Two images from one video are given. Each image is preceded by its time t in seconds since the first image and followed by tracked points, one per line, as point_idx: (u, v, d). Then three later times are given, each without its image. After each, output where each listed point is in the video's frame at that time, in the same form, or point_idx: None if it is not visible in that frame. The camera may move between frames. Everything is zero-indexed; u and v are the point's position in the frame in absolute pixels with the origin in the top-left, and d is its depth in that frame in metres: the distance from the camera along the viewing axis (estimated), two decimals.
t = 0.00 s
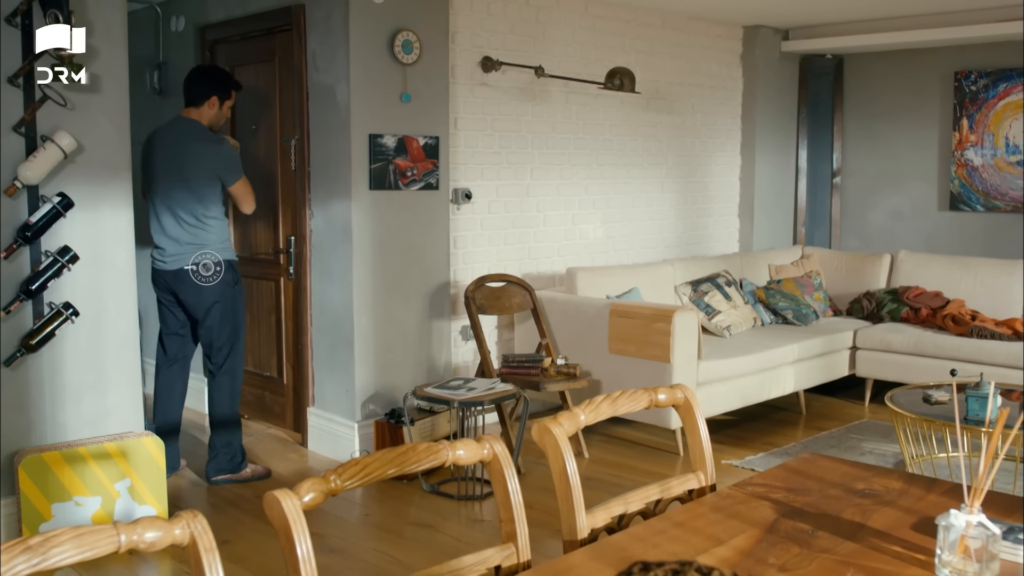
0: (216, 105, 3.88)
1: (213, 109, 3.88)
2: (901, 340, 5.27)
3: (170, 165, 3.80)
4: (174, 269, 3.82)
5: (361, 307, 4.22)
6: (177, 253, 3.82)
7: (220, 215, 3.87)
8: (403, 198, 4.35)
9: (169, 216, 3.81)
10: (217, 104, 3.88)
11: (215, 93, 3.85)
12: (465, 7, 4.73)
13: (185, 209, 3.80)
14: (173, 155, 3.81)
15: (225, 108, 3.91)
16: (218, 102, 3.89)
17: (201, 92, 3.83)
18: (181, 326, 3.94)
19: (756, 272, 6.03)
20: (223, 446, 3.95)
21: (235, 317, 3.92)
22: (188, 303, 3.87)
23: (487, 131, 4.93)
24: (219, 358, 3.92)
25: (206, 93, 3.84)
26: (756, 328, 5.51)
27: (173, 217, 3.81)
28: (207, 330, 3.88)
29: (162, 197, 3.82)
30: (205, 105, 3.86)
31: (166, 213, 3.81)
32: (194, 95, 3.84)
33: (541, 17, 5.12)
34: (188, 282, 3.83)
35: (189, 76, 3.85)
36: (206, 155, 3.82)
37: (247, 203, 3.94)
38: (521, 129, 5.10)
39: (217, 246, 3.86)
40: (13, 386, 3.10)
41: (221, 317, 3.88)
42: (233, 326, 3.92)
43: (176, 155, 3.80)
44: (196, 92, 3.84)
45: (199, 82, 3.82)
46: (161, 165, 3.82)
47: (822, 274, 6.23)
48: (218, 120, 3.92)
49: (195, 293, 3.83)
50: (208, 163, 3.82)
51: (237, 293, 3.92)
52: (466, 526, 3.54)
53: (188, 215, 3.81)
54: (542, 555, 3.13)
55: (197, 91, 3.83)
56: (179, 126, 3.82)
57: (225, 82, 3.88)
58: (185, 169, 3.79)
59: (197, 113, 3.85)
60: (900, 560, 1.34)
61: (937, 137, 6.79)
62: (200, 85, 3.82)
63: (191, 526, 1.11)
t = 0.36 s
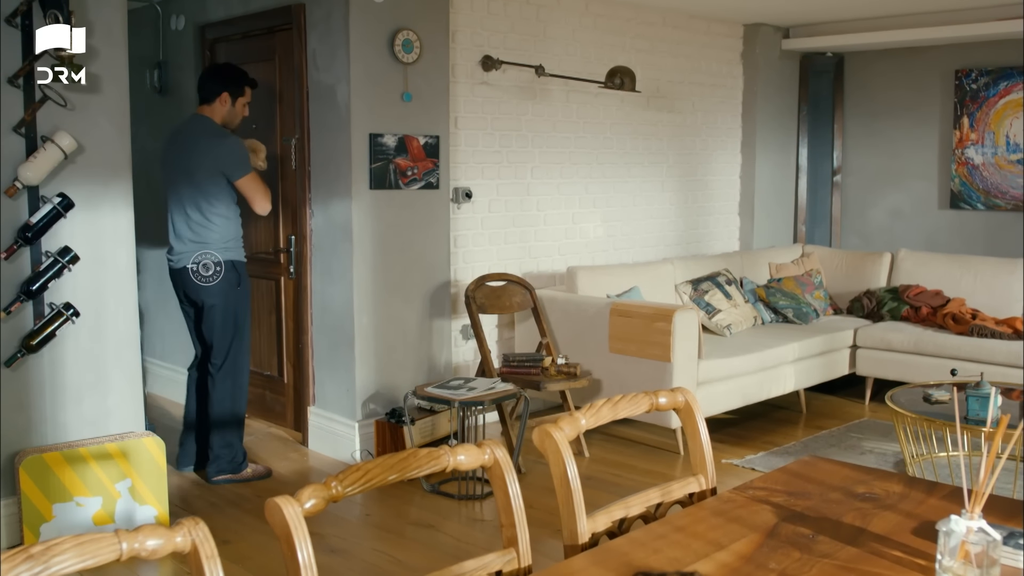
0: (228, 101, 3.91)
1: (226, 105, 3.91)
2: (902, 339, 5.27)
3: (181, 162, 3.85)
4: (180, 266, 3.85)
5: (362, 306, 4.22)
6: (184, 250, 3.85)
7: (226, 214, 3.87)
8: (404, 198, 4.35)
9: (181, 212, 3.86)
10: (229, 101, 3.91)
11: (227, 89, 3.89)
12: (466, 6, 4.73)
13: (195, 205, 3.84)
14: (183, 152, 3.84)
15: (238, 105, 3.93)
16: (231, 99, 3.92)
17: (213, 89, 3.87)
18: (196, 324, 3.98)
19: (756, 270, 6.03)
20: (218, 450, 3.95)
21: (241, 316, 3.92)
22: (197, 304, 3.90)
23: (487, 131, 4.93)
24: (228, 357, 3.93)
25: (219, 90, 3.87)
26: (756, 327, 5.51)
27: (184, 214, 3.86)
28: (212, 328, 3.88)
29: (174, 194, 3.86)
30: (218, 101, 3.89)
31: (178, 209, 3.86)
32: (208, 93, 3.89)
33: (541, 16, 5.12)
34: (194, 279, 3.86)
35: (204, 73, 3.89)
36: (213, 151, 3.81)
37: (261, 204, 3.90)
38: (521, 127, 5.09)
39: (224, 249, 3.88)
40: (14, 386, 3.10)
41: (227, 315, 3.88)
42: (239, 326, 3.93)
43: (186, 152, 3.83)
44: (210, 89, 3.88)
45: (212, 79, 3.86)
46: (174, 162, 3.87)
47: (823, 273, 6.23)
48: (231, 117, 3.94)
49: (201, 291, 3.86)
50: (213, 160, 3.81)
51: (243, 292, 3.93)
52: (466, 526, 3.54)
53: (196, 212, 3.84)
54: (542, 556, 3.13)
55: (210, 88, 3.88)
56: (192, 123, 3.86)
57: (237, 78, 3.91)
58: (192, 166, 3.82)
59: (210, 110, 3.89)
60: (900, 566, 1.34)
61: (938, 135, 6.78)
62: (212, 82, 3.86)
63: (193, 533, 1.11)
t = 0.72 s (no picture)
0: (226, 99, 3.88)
1: (223, 103, 3.87)
2: (902, 338, 5.27)
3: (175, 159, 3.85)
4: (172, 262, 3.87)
5: (363, 306, 4.22)
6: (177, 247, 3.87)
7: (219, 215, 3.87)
8: (404, 197, 4.35)
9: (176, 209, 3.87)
10: (226, 99, 3.87)
11: (225, 86, 3.86)
12: (466, 5, 4.72)
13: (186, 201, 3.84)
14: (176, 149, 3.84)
15: (235, 103, 3.88)
16: (229, 96, 3.88)
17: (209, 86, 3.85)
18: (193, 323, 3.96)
19: (757, 268, 6.03)
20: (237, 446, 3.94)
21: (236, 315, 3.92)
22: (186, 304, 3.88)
23: (488, 129, 4.93)
24: (222, 357, 3.90)
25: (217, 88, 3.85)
26: (756, 326, 5.50)
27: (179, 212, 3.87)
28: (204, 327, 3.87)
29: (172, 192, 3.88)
30: (216, 99, 3.87)
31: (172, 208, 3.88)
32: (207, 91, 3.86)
33: (541, 14, 5.11)
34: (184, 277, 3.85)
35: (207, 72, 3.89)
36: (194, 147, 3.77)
37: (235, 201, 3.76)
38: (521, 126, 5.09)
39: (223, 252, 3.89)
40: (14, 387, 3.10)
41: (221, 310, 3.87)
42: (231, 325, 3.90)
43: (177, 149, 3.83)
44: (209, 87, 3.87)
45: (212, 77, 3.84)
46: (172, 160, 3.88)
47: (824, 271, 6.23)
48: (229, 115, 3.90)
49: (191, 288, 3.85)
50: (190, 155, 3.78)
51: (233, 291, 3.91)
52: (465, 525, 3.55)
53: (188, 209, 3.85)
54: (542, 556, 3.13)
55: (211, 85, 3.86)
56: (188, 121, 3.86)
57: (238, 76, 3.87)
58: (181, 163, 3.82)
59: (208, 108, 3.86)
60: (901, 571, 1.34)
61: (939, 133, 6.77)
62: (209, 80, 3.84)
63: (194, 541, 1.11)
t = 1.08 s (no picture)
0: (248, 109, 3.71)
1: (244, 113, 3.71)
2: (900, 336, 5.28)
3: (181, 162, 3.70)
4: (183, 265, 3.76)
5: (361, 305, 4.23)
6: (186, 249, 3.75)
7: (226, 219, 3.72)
8: (403, 196, 4.35)
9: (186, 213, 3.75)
10: (248, 108, 3.70)
11: (249, 96, 3.69)
12: (465, 4, 4.73)
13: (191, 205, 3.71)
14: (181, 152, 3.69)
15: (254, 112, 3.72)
16: (251, 106, 3.71)
17: (227, 92, 3.67)
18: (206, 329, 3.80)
19: (755, 266, 6.03)
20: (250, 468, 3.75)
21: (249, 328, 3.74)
22: (202, 309, 3.76)
23: (487, 127, 4.93)
24: (233, 373, 3.72)
25: (237, 96, 3.67)
26: (755, 324, 5.50)
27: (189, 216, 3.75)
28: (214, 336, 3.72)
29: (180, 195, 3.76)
30: (236, 106, 3.68)
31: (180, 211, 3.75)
32: (227, 97, 3.67)
33: (540, 12, 5.11)
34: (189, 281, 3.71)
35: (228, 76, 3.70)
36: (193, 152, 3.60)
37: (229, 212, 3.58)
38: (520, 124, 5.09)
39: (228, 256, 3.72)
40: (13, 387, 3.10)
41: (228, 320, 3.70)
42: (242, 337, 3.72)
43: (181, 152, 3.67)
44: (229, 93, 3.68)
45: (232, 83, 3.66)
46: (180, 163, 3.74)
47: (822, 269, 6.23)
48: (248, 124, 3.74)
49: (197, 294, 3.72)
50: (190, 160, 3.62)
51: (240, 299, 3.73)
52: (464, 525, 3.55)
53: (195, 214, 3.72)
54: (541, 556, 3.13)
55: (230, 90, 3.66)
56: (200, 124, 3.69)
57: (256, 84, 3.70)
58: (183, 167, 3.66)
59: (224, 113, 3.68)
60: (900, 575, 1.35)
61: (937, 131, 6.77)
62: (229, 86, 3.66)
63: (194, 548, 1.12)
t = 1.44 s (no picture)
0: (270, 100, 3.67)
1: (266, 104, 3.67)
2: (895, 333, 5.34)
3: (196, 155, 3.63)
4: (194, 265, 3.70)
5: (358, 303, 4.23)
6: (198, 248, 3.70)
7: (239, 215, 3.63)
8: (399, 194, 4.34)
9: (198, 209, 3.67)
10: (269, 99, 3.66)
11: (271, 87, 3.65)
12: (460, 1, 4.72)
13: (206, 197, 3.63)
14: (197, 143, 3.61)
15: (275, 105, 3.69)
16: (273, 98, 3.68)
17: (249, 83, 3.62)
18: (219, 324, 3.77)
19: (751, 263, 6.03)
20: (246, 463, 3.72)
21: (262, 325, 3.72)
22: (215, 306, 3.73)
23: (483, 125, 4.92)
24: (240, 372, 3.69)
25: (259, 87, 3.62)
26: (751, 321, 5.51)
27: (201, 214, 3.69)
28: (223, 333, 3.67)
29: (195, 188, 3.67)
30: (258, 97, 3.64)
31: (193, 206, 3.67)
32: (248, 88, 3.63)
33: (536, 9, 5.11)
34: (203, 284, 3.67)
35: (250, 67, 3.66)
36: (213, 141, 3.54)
37: (252, 203, 3.53)
38: (516, 121, 5.09)
39: (237, 259, 3.64)
40: (10, 385, 3.10)
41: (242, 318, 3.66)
42: (252, 334, 3.68)
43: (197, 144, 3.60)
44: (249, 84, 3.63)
45: (253, 74, 3.62)
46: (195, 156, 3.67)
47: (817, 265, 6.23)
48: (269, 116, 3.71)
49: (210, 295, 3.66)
50: (210, 151, 3.55)
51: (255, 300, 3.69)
52: (460, 522, 3.55)
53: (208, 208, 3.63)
54: (538, 554, 3.13)
55: (249, 80, 3.62)
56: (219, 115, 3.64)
57: (279, 75, 3.66)
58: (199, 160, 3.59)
59: (245, 104, 3.64)
60: None
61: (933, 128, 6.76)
62: (251, 77, 3.61)
63: (193, 552, 1.12)
